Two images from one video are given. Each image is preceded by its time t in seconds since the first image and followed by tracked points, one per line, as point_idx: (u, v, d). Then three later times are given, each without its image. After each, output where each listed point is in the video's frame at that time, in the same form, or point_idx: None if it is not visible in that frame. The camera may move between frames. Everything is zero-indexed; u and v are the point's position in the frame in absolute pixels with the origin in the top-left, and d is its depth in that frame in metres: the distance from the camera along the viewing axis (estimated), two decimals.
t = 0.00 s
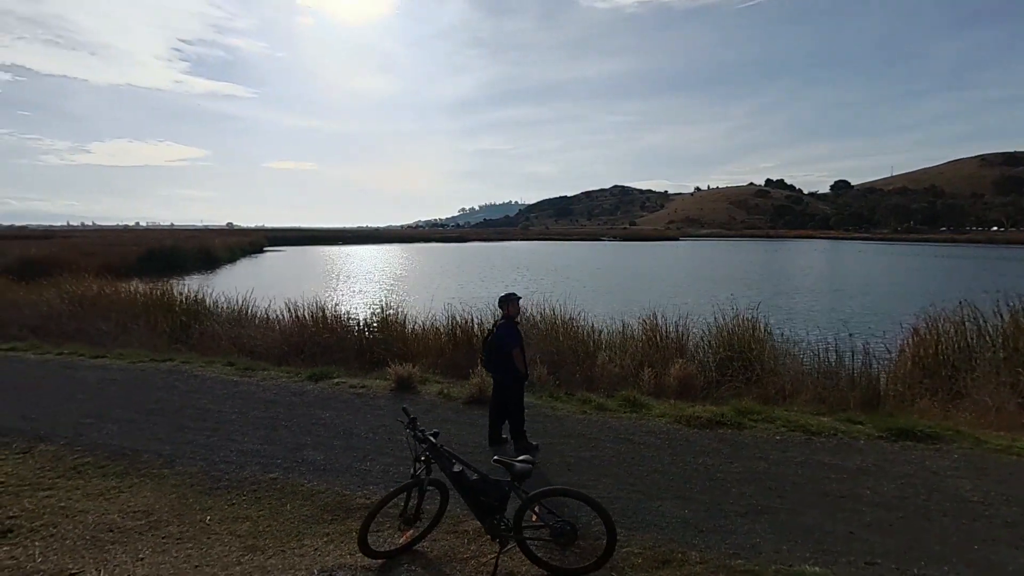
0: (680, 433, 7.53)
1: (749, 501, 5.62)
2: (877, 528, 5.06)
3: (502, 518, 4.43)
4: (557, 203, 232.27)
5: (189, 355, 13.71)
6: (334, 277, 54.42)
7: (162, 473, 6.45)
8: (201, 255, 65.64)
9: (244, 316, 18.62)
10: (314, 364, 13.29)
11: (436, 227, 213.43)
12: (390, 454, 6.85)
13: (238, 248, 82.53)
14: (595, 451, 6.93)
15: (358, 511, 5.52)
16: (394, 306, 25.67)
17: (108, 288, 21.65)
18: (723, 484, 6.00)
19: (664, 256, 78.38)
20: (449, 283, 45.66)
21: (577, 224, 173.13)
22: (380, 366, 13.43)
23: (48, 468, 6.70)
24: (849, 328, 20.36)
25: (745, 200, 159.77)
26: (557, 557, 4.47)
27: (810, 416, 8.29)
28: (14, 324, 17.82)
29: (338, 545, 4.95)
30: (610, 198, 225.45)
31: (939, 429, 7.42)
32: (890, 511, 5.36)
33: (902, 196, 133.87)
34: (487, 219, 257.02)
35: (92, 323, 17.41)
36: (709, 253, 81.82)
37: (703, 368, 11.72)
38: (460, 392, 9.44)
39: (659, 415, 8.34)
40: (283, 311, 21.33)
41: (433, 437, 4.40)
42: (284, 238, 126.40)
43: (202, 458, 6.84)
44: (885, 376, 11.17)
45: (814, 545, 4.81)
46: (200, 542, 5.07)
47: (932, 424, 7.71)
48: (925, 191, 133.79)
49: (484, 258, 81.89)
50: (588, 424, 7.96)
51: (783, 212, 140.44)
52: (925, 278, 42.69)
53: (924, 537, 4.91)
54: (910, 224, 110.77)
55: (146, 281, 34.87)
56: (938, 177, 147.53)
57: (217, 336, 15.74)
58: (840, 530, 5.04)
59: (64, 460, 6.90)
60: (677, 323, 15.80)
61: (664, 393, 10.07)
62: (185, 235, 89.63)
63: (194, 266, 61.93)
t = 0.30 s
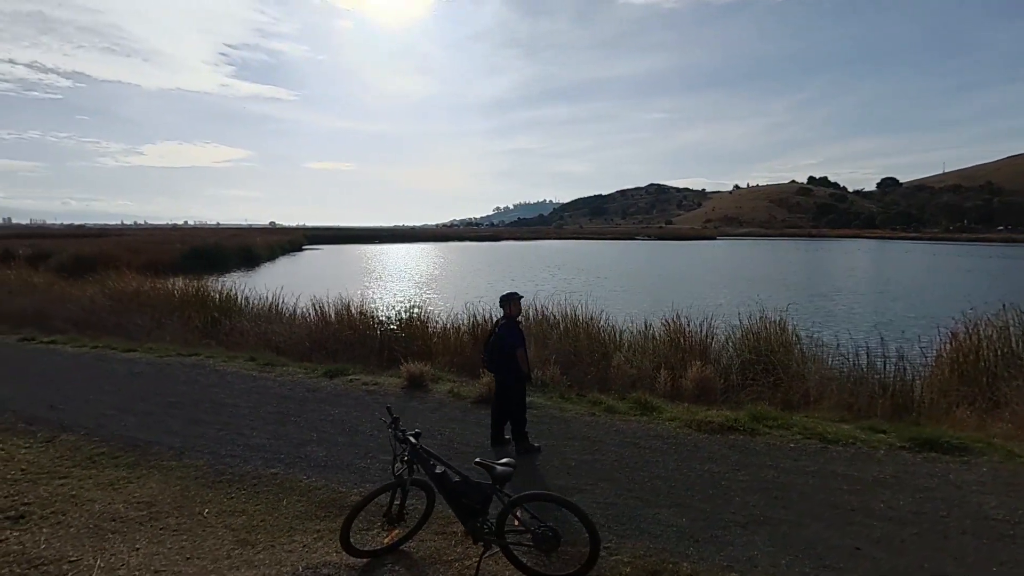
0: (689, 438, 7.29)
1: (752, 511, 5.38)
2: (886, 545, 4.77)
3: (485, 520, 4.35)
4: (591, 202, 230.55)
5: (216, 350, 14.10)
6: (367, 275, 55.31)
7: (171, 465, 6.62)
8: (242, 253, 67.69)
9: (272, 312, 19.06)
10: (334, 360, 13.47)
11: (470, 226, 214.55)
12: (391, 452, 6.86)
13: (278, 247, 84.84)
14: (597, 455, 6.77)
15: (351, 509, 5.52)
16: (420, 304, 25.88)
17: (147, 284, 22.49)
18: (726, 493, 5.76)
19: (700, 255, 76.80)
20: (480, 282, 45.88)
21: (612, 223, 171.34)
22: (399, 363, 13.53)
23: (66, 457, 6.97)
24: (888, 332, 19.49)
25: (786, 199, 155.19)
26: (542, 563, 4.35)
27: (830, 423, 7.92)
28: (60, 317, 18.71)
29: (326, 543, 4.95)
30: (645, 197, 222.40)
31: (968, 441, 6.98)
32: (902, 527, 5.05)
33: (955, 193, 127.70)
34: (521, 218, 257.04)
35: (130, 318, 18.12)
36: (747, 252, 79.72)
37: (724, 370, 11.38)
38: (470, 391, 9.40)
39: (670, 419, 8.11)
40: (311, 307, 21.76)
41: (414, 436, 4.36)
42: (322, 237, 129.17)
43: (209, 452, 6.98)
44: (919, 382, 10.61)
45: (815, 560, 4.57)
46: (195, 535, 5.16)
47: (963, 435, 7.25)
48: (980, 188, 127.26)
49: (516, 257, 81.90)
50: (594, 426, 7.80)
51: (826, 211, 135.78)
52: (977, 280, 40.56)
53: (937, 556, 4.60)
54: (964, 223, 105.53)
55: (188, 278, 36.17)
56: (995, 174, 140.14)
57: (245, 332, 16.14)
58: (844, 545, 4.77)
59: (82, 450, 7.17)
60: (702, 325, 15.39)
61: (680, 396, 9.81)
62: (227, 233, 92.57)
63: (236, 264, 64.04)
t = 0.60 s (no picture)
0: (692, 439, 7.13)
1: (746, 515, 5.22)
2: (881, 555, 4.56)
3: (462, 516, 4.35)
4: (625, 199, 228.05)
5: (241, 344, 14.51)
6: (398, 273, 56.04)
7: (179, 454, 6.83)
8: (279, 251, 69.51)
9: (299, 307, 19.50)
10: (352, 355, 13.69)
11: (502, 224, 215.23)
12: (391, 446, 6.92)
13: (314, 245, 86.80)
14: (595, 454, 6.68)
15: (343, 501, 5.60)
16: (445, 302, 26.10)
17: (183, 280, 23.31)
18: (722, 496, 5.61)
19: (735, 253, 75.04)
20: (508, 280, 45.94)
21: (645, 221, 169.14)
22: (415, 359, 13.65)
23: (84, 445, 7.28)
24: (925, 334, 18.65)
25: (828, 195, 150.26)
26: (519, 561, 4.35)
27: (844, 427, 7.64)
28: (100, 312, 19.59)
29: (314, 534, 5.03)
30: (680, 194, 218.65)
31: (991, 449, 6.60)
32: (903, 536, 4.81)
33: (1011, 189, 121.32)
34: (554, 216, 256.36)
35: (164, 312, 18.81)
36: (785, 250, 77.54)
37: (742, 371, 11.09)
38: (477, 388, 9.41)
39: (676, 419, 7.95)
40: (336, 303, 22.15)
41: (391, 431, 4.36)
42: (357, 235, 131.49)
43: (216, 442, 7.19)
44: (949, 386, 10.11)
45: (804, 568, 4.40)
46: (190, 522, 5.31)
47: (985, 443, 6.88)
48: None
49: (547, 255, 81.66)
50: (597, 426, 7.70)
51: (870, 207, 130.90)
52: None
53: (935, 569, 4.37)
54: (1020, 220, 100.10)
55: (226, 275, 37.32)
56: None
57: (270, 327, 16.56)
58: (838, 554, 4.57)
59: (100, 438, 7.48)
60: (724, 324, 15.03)
61: (692, 397, 9.62)
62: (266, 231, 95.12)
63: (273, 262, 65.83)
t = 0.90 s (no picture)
0: (693, 440, 7.04)
1: (734, 519, 5.14)
2: (869, 564, 4.43)
3: (440, 509, 4.44)
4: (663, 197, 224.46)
5: (268, 338, 15.01)
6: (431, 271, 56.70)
7: (192, 442, 7.16)
8: (318, 248, 71.28)
9: (326, 303, 20.02)
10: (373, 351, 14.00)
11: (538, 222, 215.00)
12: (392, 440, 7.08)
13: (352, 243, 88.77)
14: (592, 452, 6.69)
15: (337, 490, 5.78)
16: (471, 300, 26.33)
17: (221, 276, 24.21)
18: (713, 498, 5.53)
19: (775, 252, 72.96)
20: (539, 279, 45.98)
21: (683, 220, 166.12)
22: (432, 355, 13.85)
23: (109, 431, 7.70)
24: (968, 338, 17.78)
25: (877, 193, 144.30)
26: (496, 553, 4.42)
27: (856, 432, 7.40)
28: (143, 307, 20.56)
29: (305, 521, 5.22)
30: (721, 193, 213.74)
31: (1010, 459, 6.29)
32: (896, 546, 4.65)
33: None
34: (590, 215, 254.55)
35: (201, 307, 19.60)
36: (828, 250, 74.91)
37: (760, 373, 10.82)
38: (485, 385, 9.50)
39: (680, 420, 7.85)
40: (364, 299, 22.65)
41: (371, 424, 4.47)
42: (394, 233, 133.56)
43: (229, 431, 7.50)
44: (981, 393, 9.64)
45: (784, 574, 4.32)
46: (194, 507, 5.58)
47: (1006, 453, 6.55)
48: None
49: (581, 254, 81.17)
50: (599, 424, 7.68)
51: (923, 206, 125.10)
52: None
53: None
54: None
55: (264, 272, 38.53)
56: None
57: (297, 322, 17.07)
58: (824, 561, 4.46)
59: (124, 425, 7.89)
60: (749, 325, 14.67)
61: (705, 399, 9.47)
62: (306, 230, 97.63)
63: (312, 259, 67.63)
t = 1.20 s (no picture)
0: (694, 444, 6.93)
1: (723, 524, 5.05)
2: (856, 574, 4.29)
3: (421, 504, 4.51)
4: (699, 198, 220.42)
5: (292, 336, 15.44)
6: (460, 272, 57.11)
7: (205, 434, 7.44)
8: (352, 249, 72.65)
9: (351, 302, 20.42)
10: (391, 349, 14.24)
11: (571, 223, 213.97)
12: (393, 437, 7.20)
13: (386, 244, 90.27)
14: (588, 454, 6.66)
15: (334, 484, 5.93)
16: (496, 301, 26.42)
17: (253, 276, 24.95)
18: (705, 503, 5.45)
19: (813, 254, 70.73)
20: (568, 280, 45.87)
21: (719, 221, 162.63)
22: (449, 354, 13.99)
23: (130, 423, 8.07)
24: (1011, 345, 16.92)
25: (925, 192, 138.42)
26: (476, 550, 4.46)
27: (868, 440, 7.16)
28: (179, 305, 21.39)
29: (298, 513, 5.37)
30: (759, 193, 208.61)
31: None
32: (889, 557, 4.50)
33: None
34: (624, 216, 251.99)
35: (232, 306, 20.26)
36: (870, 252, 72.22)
37: (778, 378, 10.56)
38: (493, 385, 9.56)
39: (685, 423, 7.74)
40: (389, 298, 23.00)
41: (355, 420, 4.60)
42: (427, 234, 135.13)
43: (240, 425, 7.76)
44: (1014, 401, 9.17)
45: None
46: (197, 496, 5.81)
47: None
48: None
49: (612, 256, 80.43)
50: (600, 426, 7.64)
51: (975, 206, 119.36)
52: None
53: None
54: None
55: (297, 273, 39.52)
56: None
57: (321, 320, 17.48)
58: (808, 570, 4.35)
59: (145, 418, 8.26)
60: (773, 327, 14.31)
61: (718, 404, 9.30)
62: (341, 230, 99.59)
63: (346, 259, 69.02)
